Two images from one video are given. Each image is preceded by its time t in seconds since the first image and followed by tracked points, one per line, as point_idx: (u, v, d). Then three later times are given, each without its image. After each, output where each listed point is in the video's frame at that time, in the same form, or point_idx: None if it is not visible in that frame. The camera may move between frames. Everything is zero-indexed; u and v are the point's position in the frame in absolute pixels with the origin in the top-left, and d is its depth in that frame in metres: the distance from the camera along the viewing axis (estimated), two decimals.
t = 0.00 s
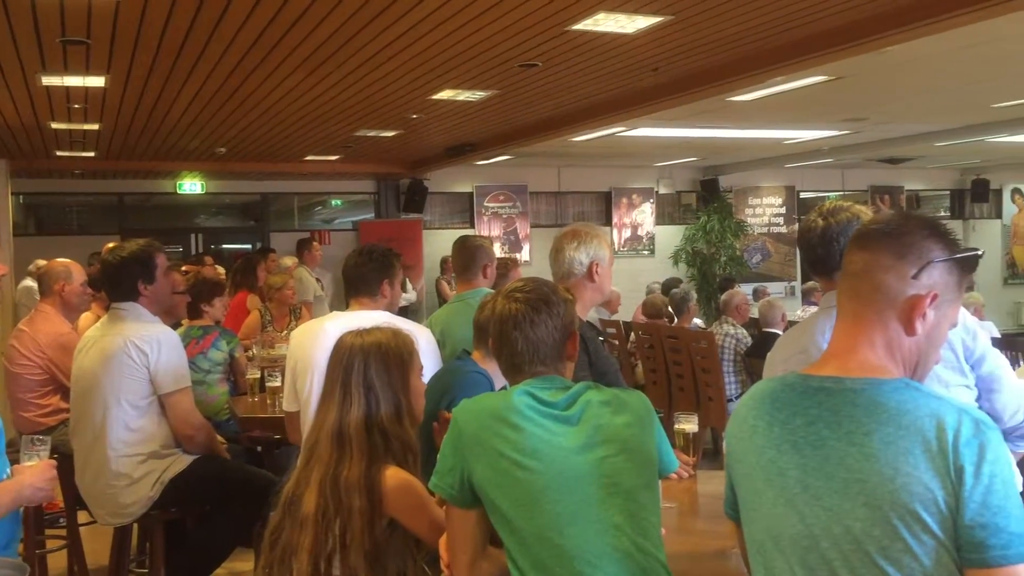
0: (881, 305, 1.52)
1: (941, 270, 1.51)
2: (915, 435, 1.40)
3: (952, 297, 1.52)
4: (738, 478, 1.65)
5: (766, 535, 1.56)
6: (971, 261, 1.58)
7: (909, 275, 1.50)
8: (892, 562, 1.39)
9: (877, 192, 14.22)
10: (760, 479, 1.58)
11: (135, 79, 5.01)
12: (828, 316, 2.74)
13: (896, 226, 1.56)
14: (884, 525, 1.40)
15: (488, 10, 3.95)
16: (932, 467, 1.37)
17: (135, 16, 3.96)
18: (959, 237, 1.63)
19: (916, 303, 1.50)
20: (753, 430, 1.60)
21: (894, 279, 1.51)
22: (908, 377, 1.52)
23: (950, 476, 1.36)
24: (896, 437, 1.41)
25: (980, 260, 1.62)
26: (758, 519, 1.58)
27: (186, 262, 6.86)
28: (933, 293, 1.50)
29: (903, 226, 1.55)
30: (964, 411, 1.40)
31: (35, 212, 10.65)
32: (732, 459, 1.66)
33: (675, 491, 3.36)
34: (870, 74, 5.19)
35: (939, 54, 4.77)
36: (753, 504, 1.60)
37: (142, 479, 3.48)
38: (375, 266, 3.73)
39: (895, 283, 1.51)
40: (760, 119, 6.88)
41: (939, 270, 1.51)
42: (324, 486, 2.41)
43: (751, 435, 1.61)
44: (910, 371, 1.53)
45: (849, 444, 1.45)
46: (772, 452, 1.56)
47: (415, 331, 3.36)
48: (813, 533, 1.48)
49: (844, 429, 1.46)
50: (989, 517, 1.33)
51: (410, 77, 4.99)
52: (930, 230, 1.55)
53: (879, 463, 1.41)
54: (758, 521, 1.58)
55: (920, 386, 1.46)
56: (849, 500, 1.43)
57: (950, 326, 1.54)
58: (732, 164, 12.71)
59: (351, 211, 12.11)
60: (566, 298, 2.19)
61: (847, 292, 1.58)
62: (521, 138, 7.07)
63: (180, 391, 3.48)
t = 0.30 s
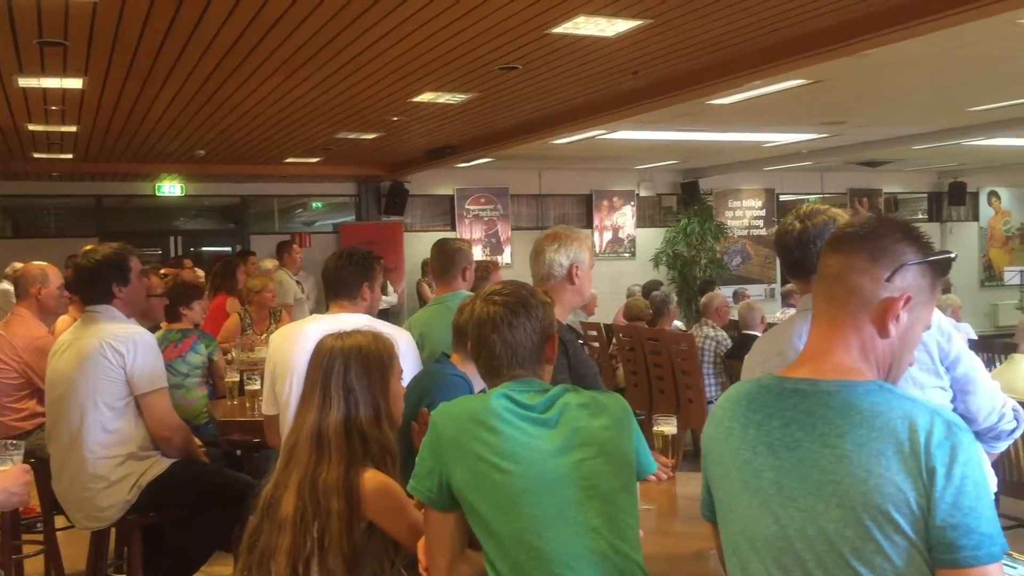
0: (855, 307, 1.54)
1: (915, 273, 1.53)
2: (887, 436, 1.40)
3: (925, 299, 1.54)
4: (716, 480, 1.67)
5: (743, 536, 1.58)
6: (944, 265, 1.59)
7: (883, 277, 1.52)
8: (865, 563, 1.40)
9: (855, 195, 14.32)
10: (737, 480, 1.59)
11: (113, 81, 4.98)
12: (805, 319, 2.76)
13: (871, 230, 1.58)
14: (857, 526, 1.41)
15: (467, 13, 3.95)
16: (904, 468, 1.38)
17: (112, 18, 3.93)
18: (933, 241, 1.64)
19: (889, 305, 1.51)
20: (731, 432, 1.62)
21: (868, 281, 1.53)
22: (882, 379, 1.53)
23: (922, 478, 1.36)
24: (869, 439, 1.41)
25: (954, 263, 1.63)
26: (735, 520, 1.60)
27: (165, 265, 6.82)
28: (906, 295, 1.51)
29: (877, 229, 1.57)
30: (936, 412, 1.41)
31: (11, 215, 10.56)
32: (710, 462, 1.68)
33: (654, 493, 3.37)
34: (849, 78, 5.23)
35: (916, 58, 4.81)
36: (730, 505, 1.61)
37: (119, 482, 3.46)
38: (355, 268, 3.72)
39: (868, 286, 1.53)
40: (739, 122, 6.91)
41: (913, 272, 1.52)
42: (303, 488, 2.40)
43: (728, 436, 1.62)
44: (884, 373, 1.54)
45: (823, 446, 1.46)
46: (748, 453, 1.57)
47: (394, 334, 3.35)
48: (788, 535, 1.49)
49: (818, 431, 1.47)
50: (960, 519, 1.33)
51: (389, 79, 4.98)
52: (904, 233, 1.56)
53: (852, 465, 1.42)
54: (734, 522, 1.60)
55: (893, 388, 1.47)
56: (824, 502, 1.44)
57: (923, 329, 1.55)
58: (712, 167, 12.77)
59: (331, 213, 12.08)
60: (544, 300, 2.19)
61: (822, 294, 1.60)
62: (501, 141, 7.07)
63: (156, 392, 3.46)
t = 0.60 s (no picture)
0: (825, 309, 1.55)
1: (885, 276, 1.54)
2: (858, 437, 1.42)
3: (895, 302, 1.55)
4: (688, 481, 1.67)
5: (714, 536, 1.59)
6: (914, 267, 1.61)
7: (854, 279, 1.53)
8: (836, 563, 1.41)
9: (832, 197, 14.41)
10: (709, 480, 1.60)
11: (88, 81, 4.94)
12: (778, 321, 2.77)
13: (841, 234, 1.59)
14: (828, 527, 1.42)
15: (445, 14, 3.94)
16: (874, 468, 1.40)
17: (87, 17, 3.91)
18: (902, 244, 1.66)
19: (860, 307, 1.52)
20: (703, 432, 1.62)
21: (838, 284, 1.54)
22: (853, 380, 1.55)
23: (892, 478, 1.38)
24: (840, 440, 1.43)
25: (922, 267, 1.65)
26: (707, 520, 1.61)
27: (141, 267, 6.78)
28: (876, 298, 1.53)
29: (848, 233, 1.58)
30: (905, 413, 1.43)
31: None
32: (683, 462, 1.69)
33: (630, 494, 3.38)
34: (824, 81, 5.27)
35: (891, 62, 4.85)
36: (702, 506, 1.62)
37: (94, 484, 3.43)
38: (332, 270, 3.71)
39: (839, 288, 1.54)
40: (717, 125, 6.95)
41: (883, 275, 1.54)
42: (280, 492, 2.38)
43: (701, 437, 1.63)
44: (855, 374, 1.55)
45: (794, 447, 1.47)
46: (720, 454, 1.58)
47: (370, 336, 3.34)
48: (760, 535, 1.50)
49: (790, 432, 1.48)
50: (929, 519, 1.35)
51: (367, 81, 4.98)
52: (873, 237, 1.58)
53: (823, 465, 1.43)
54: (707, 523, 1.61)
55: (863, 389, 1.48)
56: (794, 502, 1.46)
57: (892, 331, 1.57)
58: (691, 169, 12.81)
59: (310, 214, 12.05)
60: (519, 302, 2.19)
61: (793, 297, 1.61)
62: (480, 143, 7.07)
63: (130, 391, 3.44)
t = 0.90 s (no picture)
0: (799, 309, 1.56)
1: (857, 276, 1.55)
2: (829, 436, 1.42)
3: (867, 302, 1.57)
4: (664, 481, 1.68)
5: (688, 535, 1.60)
6: (886, 268, 1.62)
7: (826, 280, 1.54)
8: (807, 561, 1.42)
9: (809, 199, 14.52)
10: (683, 479, 1.62)
11: (62, 78, 4.89)
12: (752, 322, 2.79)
13: (814, 234, 1.60)
14: (799, 525, 1.43)
15: (424, 14, 3.94)
16: (845, 467, 1.40)
17: (60, 13, 3.86)
18: (875, 245, 1.67)
19: (832, 307, 1.53)
20: (678, 432, 1.64)
21: (811, 284, 1.55)
22: (825, 380, 1.56)
23: (862, 477, 1.39)
24: (811, 439, 1.43)
25: (893, 267, 1.67)
26: (680, 519, 1.62)
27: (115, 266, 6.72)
28: (848, 298, 1.54)
29: (822, 233, 1.59)
30: (876, 413, 1.43)
31: None
32: (658, 462, 1.70)
33: (606, 494, 3.39)
34: (799, 84, 5.31)
35: (867, 65, 4.90)
36: (677, 505, 1.63)
37: (66, 485, 3.38)
38: (309, 270, 3.70)
39: (811, 288, 1.55)
40: (694, 126, 6.98)
41: (855, 275, 1.55)
42: (256, 487, 2.38)
43: (676, 436, 1.64)
44: (827, 374, 1.56)
45: (767, 446, 1.48)
46: (694, 453, 1.59)
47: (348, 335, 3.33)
48: (733, 534, 1.51)
49: (762, 432, 1.49)
50: (899, 517, 1.35)
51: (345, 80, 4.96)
52: (846, 238, 1.59)
53: (795, 464, 1.44)
54: (682, 521, 1.62)
55: (836, 389, 1.49)
56: (767, 501, 1.46)
57: (865, 331, 1.58)
58: (668, 170, 12.86)
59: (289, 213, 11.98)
60: (495, 302, 2.19)
61: (766, 297, 1.62)
62: (458, 143, 7.07)
63: (104, 391, 3.42)
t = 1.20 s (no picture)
0: (767, 313, 1.57)
1: (824, 281, 1.56)
2: (795, 439, 1.43)
3: (835, 306, 1.57)
4: (633, 484, 1.69)
5: (657, 538, 1.61)
6: (853, 273, 1.63)
7: (794, 285, 1.55)
8: (774, 563, 1.43)
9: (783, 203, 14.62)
10: (652, 482, 1.62)
11: (32, 78, 4.84)
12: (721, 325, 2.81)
13: (782, 239, 1.61)
14: (766, 528, 1.43)
15: (399, 17, 3.94)
16: (811, 470, 1.41)
17: (28, 13, 3.82)
18: (841, 250, 1.69)
19: (800, 311, 1.54)
20: (647, 435, 1.64)
21: (779, 288, 1.56)
22: (792, 383, 1.57)
23: (828, 479, 1.39)
24: (778, 442, 1.44)
25: (860, 272, 1.68)
26: (649, 521, 1.63)
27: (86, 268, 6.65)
28: (816, 302, 1.55)
29: (791, 237, 1.61)
30: (843, 416, 1.44)
31: None
32: (627, 465, 1.71)
33: (579, 497, 3.40)
34: (772, 89, 5.35)
35: (839, 70, 4.94)
36: (646, 508, 1.64)
37: (33, 492, 3.35)
38: (282, 272, 3.68)
39: (780, 292, 1.56)
40: (669, 130, 7.01)
41: (822, 279, 1.56)
42: (227, 487, 2.36)
43: (645, 439, 1.65)
44: (794, 377, 1.57)
45: (734, 449, 1.48)
46: (663, 456, 1.60)
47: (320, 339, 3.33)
48: (701, 537, 1.52)
49: (730, 434, 1.50)
50: (864, 519, 1.37)
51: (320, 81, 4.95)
52: (813, 242, 1.60)
53: (762, 467, 1.44)
54: (650, 524, 1.62)
55: (803, 393, 1.50)
56: (735, 503, 1.47)
57: (832, 335, 1.59)
58: (644, 174, 12.91)
59: (264, 215, 11.96)
60: (466, 306, 2.19)
61: (735, 301, 1.63)
62: (434, 145, 7.06)
63: (74, 401, 3.39)
